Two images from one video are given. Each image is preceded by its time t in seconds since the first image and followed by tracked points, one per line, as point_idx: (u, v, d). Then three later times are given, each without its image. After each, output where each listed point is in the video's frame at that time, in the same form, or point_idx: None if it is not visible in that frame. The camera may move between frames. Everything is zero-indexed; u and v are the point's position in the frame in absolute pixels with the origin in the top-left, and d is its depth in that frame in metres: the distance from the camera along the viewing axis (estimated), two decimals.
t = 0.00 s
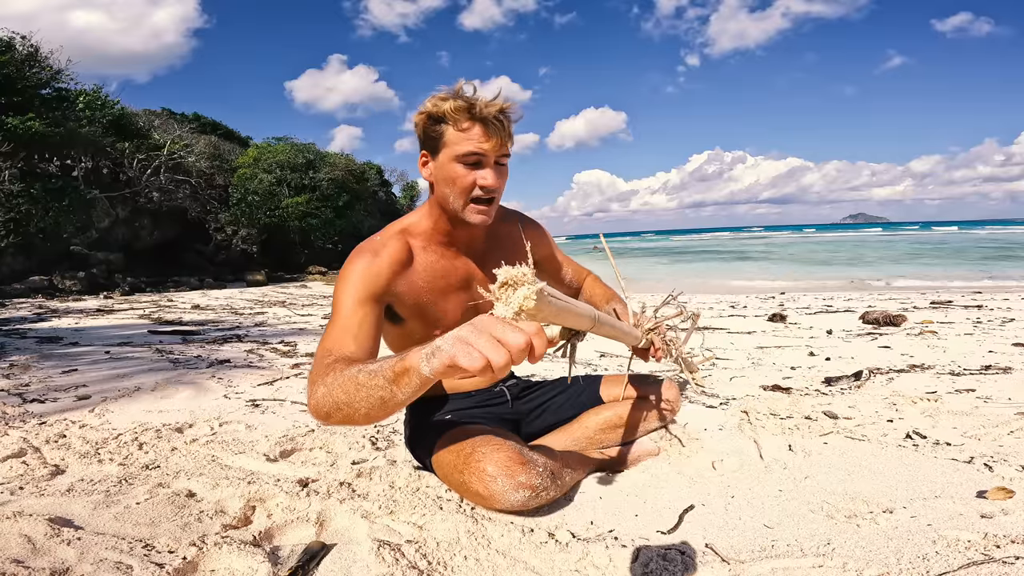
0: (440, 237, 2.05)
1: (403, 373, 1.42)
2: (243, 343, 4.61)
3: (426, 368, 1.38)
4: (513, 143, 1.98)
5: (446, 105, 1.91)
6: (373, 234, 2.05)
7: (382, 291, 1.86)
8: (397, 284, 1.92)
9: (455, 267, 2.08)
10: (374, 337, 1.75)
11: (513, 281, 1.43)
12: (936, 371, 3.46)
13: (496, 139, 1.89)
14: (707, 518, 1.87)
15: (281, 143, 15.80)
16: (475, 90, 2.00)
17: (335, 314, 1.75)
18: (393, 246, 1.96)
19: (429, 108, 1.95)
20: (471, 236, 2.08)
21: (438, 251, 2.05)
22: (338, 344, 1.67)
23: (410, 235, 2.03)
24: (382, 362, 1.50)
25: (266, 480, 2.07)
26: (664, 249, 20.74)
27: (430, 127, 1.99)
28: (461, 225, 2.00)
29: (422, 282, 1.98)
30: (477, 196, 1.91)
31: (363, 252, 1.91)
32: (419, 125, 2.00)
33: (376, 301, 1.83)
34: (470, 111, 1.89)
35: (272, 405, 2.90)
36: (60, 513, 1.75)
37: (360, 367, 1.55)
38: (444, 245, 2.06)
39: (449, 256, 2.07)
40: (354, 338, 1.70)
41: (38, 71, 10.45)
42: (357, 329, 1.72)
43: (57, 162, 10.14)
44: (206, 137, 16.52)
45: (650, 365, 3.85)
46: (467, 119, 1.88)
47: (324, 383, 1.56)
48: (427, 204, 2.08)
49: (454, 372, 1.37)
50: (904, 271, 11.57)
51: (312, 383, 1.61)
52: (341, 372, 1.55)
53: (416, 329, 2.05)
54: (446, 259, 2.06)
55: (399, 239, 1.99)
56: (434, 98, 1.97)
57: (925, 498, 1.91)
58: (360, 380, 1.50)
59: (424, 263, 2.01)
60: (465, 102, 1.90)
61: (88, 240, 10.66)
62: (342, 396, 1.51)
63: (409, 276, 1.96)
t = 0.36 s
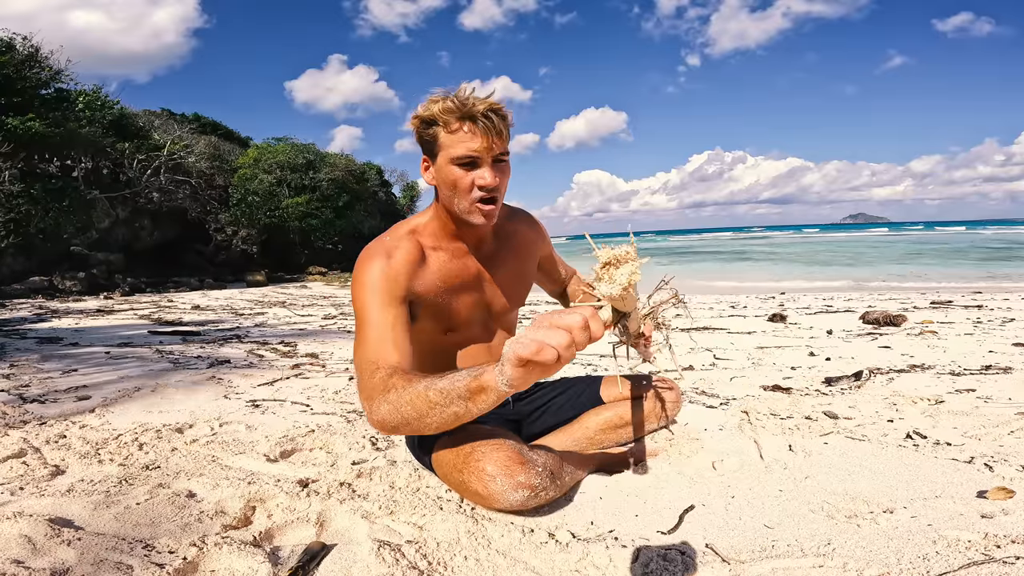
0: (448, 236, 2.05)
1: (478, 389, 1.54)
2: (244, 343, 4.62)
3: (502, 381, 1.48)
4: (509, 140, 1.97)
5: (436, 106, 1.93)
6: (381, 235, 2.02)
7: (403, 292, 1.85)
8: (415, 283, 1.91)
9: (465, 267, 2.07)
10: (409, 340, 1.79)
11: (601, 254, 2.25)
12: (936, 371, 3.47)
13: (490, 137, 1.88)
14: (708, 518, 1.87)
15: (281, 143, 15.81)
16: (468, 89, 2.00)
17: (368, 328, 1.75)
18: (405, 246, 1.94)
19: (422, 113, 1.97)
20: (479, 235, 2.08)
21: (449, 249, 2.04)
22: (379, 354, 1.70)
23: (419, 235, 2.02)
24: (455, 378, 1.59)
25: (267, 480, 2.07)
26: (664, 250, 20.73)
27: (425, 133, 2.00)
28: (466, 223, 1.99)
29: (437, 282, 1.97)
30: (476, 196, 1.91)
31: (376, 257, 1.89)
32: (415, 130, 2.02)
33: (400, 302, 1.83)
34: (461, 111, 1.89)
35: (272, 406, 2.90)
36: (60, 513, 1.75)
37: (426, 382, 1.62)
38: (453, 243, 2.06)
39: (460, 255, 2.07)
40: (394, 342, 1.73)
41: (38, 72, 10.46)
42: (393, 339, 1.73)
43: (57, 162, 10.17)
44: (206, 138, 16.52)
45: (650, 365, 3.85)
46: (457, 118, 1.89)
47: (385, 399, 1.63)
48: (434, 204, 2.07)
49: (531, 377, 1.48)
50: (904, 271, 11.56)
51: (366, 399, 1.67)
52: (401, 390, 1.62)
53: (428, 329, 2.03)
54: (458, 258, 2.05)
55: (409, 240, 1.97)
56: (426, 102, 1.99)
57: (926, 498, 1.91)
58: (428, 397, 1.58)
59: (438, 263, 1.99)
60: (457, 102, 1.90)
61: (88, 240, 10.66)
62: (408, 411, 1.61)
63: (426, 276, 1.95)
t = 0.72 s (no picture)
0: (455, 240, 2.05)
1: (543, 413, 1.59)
2: (244, 343, 4.62)
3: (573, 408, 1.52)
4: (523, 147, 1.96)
5: (451, 109, 1.89)
6: (387, 241, 2.03)
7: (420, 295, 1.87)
8: (428, 287, 1.93)
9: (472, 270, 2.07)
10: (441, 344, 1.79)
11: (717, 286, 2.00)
12: (936, 371, 3.46)
13: (506, 143, 1.87)
14: (707, 518, 1.87)
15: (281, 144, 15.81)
16: (480, 93, 1.97)
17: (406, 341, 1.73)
18: (414, 250, 1.95)
19: (434, 114, 1.93)
20: (486, 238, 2.07)
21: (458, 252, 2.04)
22: (418, 364, 1.69)
23: (427, 238, 2.02)
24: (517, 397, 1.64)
25: (267, 480, 2.07)
26: (664, 249, 20.73)
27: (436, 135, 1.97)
28: (473, 228, 2.00)
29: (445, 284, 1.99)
30: (491, 203, 1.89)
31: (387, 262, 1.89)
32: (425, 133, 1.98)
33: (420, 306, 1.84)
34: (476, 115, 1.86)
35: (272, 406, 2.90)
36: (60, 513, 1.75)
37: (484, 399, 1.67)
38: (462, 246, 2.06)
39: (469, 257, 2.07)
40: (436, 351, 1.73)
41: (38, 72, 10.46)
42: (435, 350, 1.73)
43: (57, 163, 10.18)
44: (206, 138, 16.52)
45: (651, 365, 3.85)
46: (473, 123, 1.86)
47: (439, 412, 1.67)
48: (441, 208, 2.06)
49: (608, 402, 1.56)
50: (903, 271, 11.57)
51: (416, 412, 1.70)
52: (458, 406, 1.66)
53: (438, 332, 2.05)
54: (466, 261, 2.06)
55: (416, 243, 1.98)
56: (437, 104, 1.96)
57: (925, 498, 1.91)
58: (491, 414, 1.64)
59: (446, 267, 2.01)
60: (472, 107, 1.87)
61: (88, 240, 10.66)
62: (464, 423, 1.67)
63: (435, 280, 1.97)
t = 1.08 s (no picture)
0: (454, 240, 2.04)
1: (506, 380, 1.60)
2: (244, 343, 4.61)
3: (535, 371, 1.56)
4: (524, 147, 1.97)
5: (451, 110, 1.90)
6: (386, 241, 2.02)
7: (413, 297, 1.87)
8: (424, 290, 1.92)
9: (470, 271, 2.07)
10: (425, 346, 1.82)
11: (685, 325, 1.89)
12: (936, 372, 3.46)
13: (508, 143, 1.88)
14: (707, 518, 1.87)
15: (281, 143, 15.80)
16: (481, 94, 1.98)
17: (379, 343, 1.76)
18: (413, 250, 1.94)
19: (433, 115, 1.94)
20: (485, 239, 2.07)
21: (456, 253, 2.04)
22: (396, 366, 1.73)
23: (427, 239, 2.01)
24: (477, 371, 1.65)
25: (266, 480, 2.07)
26: (663, 249, 20.75)
27: (435, 136, 1.97)
28: (474, 228, 1.99)
29: (443, 286, 1.97)
30: (493, 204, 1.89)
31: (384, 261, 1.89)
32: (425, 134, 1.99)
33: (410, 309, 1.85)
34: (478, 116, 1.87)
35: (272, 405, 2.90)
36: (60, 513, 1.75)
37: (448, 382, 1.68)
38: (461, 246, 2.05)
39: (467, 258, 2.07)
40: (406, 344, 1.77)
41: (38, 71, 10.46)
42: (409, 350, 1.76)
43: (57, 162, 10.18)
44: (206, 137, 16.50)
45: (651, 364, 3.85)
46: (475, 122, 1.87)
47: (410, 410, 1.69)
48: (440, 208, 2.06)
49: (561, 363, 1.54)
50: (902, 271, 11.57)
51: (388, 413, 1.72)
52: (421, 398, 1.68)
53: (433, 335, 2.02)
54: (465, 262, 2.06)
55: (416, 243, 1.97)
56: (437, 105, 1.97)
57: (925, 498, 1.90)
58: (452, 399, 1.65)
59: (446, 267, 2.00)
60: (473, 107, 1.89)
61: (88, 240, 10.66)
62: (432, 416, 1.69)
63: (433, 281, 1.95)
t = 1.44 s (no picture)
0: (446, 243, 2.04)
1: (504, 405, 1.67)
2: (244, 342, 4.61)
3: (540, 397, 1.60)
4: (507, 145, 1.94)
5: (429, 112, 1.88)
6: (378, 245, 2.03)
7: (406, 304, 1.88)
8: (417, 295, 1.93)
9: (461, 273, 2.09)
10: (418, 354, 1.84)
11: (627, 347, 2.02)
12: (936, 372, 3.46)
13: (487, 143, 1.85)
14: (706, 517, 1.88)
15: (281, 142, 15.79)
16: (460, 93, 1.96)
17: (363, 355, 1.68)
18: (404, 256, 1.95)
19: (412, 119, 1.93)
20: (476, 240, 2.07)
21: (448, 255, 2.04)
22: (391, 377, 1.76)
23: (417, 242, 2.02)
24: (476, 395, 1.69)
25: (266, 479, 2.07)
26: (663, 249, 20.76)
27: (416, 139, 1.96)
28: (463, 231, 1.99)
29: (435, 290, 1.98)
30: (476, 206, 1.89)
31: (375, 268, 1.90)
32: (406, 138, 1.99)
33: (404, 316, 1.86)
34: (456, 118, 1.85)
35: (272, 405, 2.90)
36: (60, 513, 1.75)
37: (441, 400, 1.74)
38: (452, 249, 2.05)
39: (459, 260, 2.07)
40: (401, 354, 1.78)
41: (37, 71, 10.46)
42: (403, 360, 1.78)
43: (57, 162, 10.18)
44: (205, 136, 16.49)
45: (651, 364, 3.85)
46: (451, 126, 1.85)
47: (408, 422, 1.75)
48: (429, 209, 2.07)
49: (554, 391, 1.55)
50: (902, 271, 11.57)
51: (389, 423, 1.78)
52: (420, 414, 1.74)
53: (429, 338, 2.03)
54: (457, 264, 2.06)
55: (406, 247, 1.98)
56: (416, 106, 1.95)
57: (924, 498, 1.91)
58: (453, 414, 1.72)
59: (437, 270, 2.01)
60: (449, 109, 1.86)
61: (88, 239, 10.65)
62: (433, 428, 1.75)
63: (426, 286, 1.97)
